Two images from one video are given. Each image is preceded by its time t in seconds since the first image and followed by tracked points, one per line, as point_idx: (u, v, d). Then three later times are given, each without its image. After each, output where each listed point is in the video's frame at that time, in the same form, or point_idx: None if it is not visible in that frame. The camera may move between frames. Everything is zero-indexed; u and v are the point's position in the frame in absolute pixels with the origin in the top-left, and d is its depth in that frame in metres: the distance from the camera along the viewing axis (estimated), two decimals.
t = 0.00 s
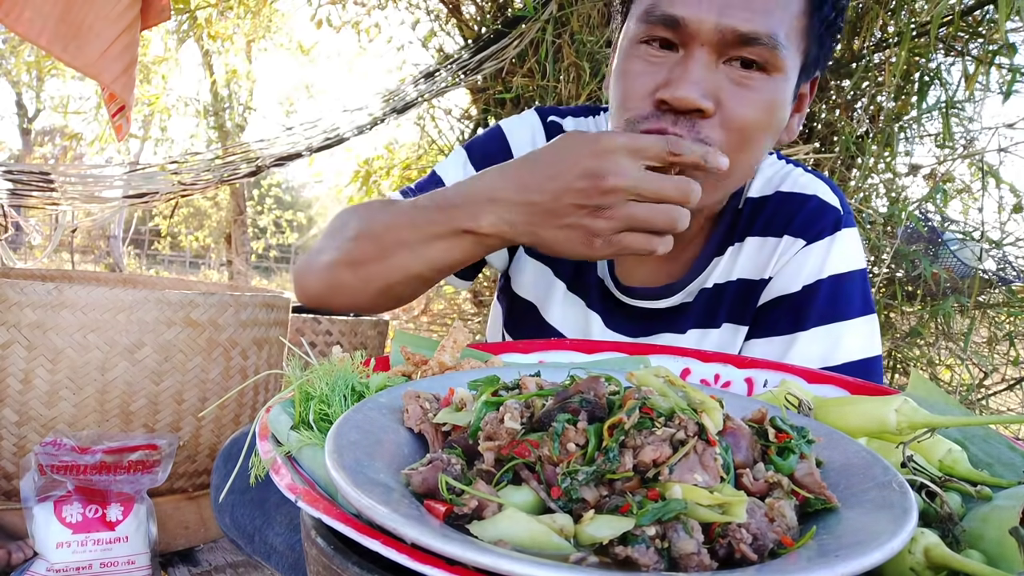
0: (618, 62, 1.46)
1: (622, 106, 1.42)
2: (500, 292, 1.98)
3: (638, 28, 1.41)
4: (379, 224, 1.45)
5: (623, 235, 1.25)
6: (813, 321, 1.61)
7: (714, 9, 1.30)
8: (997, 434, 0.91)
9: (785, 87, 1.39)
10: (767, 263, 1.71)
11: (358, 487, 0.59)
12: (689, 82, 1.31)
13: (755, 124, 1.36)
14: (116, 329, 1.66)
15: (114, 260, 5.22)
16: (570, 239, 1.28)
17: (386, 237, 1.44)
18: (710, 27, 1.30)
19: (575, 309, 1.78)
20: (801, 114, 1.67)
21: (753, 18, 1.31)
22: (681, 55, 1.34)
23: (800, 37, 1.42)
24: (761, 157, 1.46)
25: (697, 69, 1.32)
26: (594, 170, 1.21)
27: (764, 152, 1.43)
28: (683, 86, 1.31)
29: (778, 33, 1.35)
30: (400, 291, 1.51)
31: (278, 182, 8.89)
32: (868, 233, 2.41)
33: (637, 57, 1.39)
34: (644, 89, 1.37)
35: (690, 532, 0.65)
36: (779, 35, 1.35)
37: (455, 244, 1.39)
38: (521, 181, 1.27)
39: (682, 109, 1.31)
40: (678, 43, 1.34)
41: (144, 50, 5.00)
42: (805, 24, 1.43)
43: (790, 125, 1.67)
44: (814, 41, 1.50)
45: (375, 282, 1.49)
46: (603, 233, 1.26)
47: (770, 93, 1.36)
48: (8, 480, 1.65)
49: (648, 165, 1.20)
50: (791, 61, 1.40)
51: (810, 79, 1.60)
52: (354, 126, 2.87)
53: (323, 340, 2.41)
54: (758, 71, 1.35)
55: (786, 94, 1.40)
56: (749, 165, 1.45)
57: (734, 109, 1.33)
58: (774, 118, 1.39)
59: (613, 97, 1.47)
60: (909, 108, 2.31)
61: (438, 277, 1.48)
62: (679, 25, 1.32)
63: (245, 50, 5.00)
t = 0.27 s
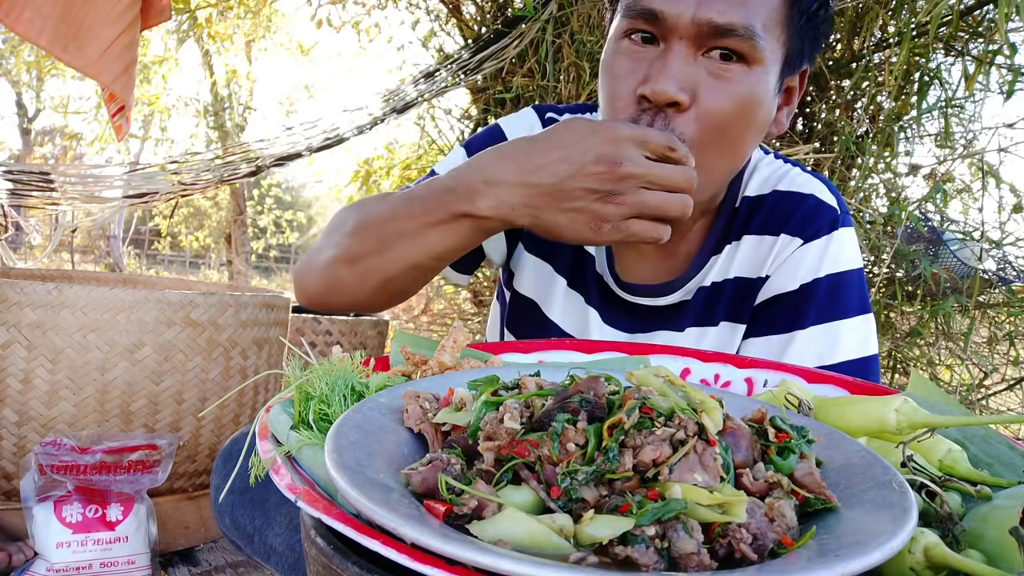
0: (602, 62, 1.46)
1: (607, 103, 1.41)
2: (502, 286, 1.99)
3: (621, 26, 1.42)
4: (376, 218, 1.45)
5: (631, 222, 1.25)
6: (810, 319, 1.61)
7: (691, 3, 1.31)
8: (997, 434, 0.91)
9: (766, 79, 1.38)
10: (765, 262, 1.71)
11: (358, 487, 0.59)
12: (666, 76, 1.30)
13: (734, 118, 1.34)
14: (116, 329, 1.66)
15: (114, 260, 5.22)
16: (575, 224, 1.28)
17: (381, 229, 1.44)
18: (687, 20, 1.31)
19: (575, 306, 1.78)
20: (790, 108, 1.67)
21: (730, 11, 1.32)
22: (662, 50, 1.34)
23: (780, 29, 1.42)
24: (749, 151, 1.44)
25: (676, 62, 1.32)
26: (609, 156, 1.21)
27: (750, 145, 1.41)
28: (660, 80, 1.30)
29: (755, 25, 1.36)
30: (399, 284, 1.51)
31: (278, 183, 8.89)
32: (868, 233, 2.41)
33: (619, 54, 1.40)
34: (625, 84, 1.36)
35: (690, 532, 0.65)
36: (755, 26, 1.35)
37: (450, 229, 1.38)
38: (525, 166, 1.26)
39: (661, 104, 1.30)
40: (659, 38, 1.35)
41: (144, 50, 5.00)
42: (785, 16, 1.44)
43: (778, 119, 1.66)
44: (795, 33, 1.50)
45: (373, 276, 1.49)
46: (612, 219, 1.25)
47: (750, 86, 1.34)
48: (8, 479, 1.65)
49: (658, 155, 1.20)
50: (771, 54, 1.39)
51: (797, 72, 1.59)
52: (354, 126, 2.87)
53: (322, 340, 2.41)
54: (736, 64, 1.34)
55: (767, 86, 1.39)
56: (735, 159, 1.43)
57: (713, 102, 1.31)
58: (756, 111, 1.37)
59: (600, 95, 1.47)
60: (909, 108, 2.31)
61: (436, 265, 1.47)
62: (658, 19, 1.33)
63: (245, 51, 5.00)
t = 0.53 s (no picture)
0: (608, 64, 1.46)
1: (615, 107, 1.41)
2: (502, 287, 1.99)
3: (626, 30, 1.41)
4: (373, 216, 1.47)
5: (621, 201, 1.22)
6: (810, 320, 1.61)
7: (701, 6, 1.31)
8: (997, 434, 0.91)
9: (774, 80, 1.39)
10: (766, 262, 1.71)
11: (358, 487, 0.59)
12: (677, 79, 1.31)
13: (745, 119, 1.35)
14: (116, 329, 1.66)
15: (114, 260, 5.23)
16: (564, 207, 1.25)
17: (377, 226, 1.45)
18: (696, 24, 1.30)
19: (575, 305, 1.79)
20: (791, 108, 1.67)
21: (739, 14, 1.32)
22: (670, 54, 1.34)
23: (786, 30, 1.42)
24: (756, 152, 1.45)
25: (686, 68, 1.32)
26: (593, 135, 1.20)
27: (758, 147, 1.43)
28: (671, 83, 1.31)
29: (764, 26, 1.36)
30: (396, 279, 1.49)
31: (278, 183, 8.89)
32: (868, 233, 2.41)
33: (627, 57, 1.39)
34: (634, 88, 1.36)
35: (690, 532, 0.65)
36: (764, 27, 1.35)
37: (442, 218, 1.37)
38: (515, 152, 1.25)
39: (672, 107, 1.31)
40: (667, 42, 1.35)
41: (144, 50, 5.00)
42: (792, 17, 1.43)
43: (780, 118, 1.66)
44: (800, 35, 1.50)
45: (371, 275, 1.49)
46: (599, 199, 1.23)
47: (759, 87, 1.35)
48: (8, 479, 1.65)
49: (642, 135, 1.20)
50: (778, 56, 1.40)
51: (799, 71, 1.60)
52: (354, 125, 2.87)
53: (322, 340, 2.41)
54: (745, 66, 1.35)
55: (775, 87, 1.40)
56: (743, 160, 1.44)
57: (723, 104, 1.32)
58: (765, 112, 1.39)
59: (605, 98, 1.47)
60: (909, 108, 2.31)
61: (432, 258, 1.46)
62: (667, 23, 1.33)
63: (245, 51, 5.00)
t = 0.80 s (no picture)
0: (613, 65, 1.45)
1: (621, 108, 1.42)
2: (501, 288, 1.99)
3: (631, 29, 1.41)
4: (368, 214, 1.47)
5: (596, 177, 1.22)
6: (811, 320, 1.60)
7: (709, 6, 1.30)
8: (997, 434, 0.91)
9: (780, 81, 1.40)
10: (766, 262, 1.70)
11: (358, 487, 0.59)
12: (687, 81, 1.32)
13: (754, 120, 1.37)
14: (116, 329, 1.66)
15: (114, 259, 5.23)
16: (541, 186, 1.24)
17: (371, 223, 1.45)
18: (706, 25, 1.30)
19: (575, 305, 1.78)
20: (794, 108, 1.67)
21: (748, 15, 1.32)
22: (678, 55, 1.34)
23: (793, 31, 1.42)
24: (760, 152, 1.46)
25: (695, 69, 1.32)
26: (565, 114, 1.22)
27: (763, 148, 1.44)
28: (681, 85, 1.32)
29: (772, 27, 1.35)
30: (391, 275, 1.48)
31: (278, 182, 8.89)
32: (867, 233, 2.41)
33: (633, 59, 1.39)
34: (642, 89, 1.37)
35: (690, 532, 0.65)
36: (772, 29, 1.35)
37: (436, 210, 1.37)
38: (497, 139, 1.26)
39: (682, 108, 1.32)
40: (675, 43, 1.34)
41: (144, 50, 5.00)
42: (798, 17, 1.43)
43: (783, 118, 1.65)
44: (806, 35, 1.50)
45: (367, 272, 1.48)
46: (574, 175, 1.22)
47: (766, 88, 1.37)
48: (8, 479, 1.65)
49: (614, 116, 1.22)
50: (785, 55, 1.40)
51: (802, 72, 1.60)
52: (354, 125, 2.87)
53: (322, 340, 2.41)
54: (753, 67, 1.35)
55: (781, 88, 1.41)
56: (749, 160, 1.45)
57: (733, 105, 1.34)
58: (772, 112, 1.40)
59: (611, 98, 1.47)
60: (909, 108, 2.31)
61: (426, 251, 1.45)
62: (675, 24, 1.32)
63: (245, 51, 5.00)
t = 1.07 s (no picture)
0: (610, 68, 1.45)
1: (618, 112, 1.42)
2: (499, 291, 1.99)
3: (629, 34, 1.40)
4: (373, 219, 1.48)
5: (592, 206, 1.19)
6: (808, 319, 1.60)
7: (707, 12, 1.30)
8: (997, 433, 0.91)
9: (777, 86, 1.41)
10: (762, 261, 1.71)
11: (358, 487, 0.59)
12: (686, 85, 1.32)
13: (751, 125, 1.38)
14: (116, 329, 1.66)
15: (114, 259, 5.23)
16: (540, 211, 1.23)
17: (375, 230, 1.45)
18: (704, 30, 1.30)
19: (572, 303, 1.78)
20: (787, 107, 1.67)
21: (745, 20, 1.31)
22: (676, 60, 1.34)
23: (788, 35, 1.42)
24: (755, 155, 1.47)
25: (694, 74, 1.32)
26: (568, 141, 1.19)
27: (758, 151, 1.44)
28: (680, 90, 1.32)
29: (769, 32, 1.36)
30: (393, 282, 1.49)
31: (278, 183, 8.88)
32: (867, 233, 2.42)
33: (631, 63, 1.39)
34: (640, 94, 1.37)
35: (690, 532, 0.65)
36: (770, 34, 1.35)
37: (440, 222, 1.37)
38: (501, 158, 1.26)
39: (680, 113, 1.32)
40: (673, 48, 1.34)
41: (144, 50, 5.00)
42: (793, 21, 1.43)
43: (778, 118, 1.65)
44: (799, 39, 1.50)
45: (370, 277, 1.49)
46: (571, 203, 1.20)
47: (764, 93, 1.37)
48: (8, 480, 1.65)
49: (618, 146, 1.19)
50: (782, 60, 1.41)
51: (795, 74, 1.61)
52: (354, 125, 2.87)
53: (322, 340, 2.41)
54: (751, 72, 1.36)
55: (778, 93, 1.42)
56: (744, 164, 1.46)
57: (730, 110, 1.34)
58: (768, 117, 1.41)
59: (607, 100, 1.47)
60: (910, 108, 2.31)
61: (429, 262, 1.45)
62: (673, 30, 1.32)
63: (246, 50, 5.00)
